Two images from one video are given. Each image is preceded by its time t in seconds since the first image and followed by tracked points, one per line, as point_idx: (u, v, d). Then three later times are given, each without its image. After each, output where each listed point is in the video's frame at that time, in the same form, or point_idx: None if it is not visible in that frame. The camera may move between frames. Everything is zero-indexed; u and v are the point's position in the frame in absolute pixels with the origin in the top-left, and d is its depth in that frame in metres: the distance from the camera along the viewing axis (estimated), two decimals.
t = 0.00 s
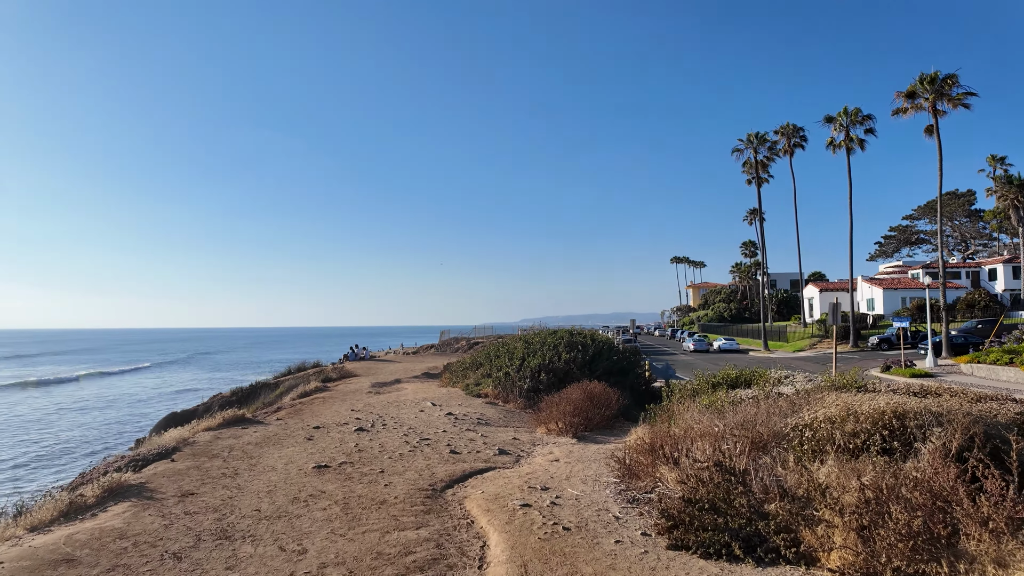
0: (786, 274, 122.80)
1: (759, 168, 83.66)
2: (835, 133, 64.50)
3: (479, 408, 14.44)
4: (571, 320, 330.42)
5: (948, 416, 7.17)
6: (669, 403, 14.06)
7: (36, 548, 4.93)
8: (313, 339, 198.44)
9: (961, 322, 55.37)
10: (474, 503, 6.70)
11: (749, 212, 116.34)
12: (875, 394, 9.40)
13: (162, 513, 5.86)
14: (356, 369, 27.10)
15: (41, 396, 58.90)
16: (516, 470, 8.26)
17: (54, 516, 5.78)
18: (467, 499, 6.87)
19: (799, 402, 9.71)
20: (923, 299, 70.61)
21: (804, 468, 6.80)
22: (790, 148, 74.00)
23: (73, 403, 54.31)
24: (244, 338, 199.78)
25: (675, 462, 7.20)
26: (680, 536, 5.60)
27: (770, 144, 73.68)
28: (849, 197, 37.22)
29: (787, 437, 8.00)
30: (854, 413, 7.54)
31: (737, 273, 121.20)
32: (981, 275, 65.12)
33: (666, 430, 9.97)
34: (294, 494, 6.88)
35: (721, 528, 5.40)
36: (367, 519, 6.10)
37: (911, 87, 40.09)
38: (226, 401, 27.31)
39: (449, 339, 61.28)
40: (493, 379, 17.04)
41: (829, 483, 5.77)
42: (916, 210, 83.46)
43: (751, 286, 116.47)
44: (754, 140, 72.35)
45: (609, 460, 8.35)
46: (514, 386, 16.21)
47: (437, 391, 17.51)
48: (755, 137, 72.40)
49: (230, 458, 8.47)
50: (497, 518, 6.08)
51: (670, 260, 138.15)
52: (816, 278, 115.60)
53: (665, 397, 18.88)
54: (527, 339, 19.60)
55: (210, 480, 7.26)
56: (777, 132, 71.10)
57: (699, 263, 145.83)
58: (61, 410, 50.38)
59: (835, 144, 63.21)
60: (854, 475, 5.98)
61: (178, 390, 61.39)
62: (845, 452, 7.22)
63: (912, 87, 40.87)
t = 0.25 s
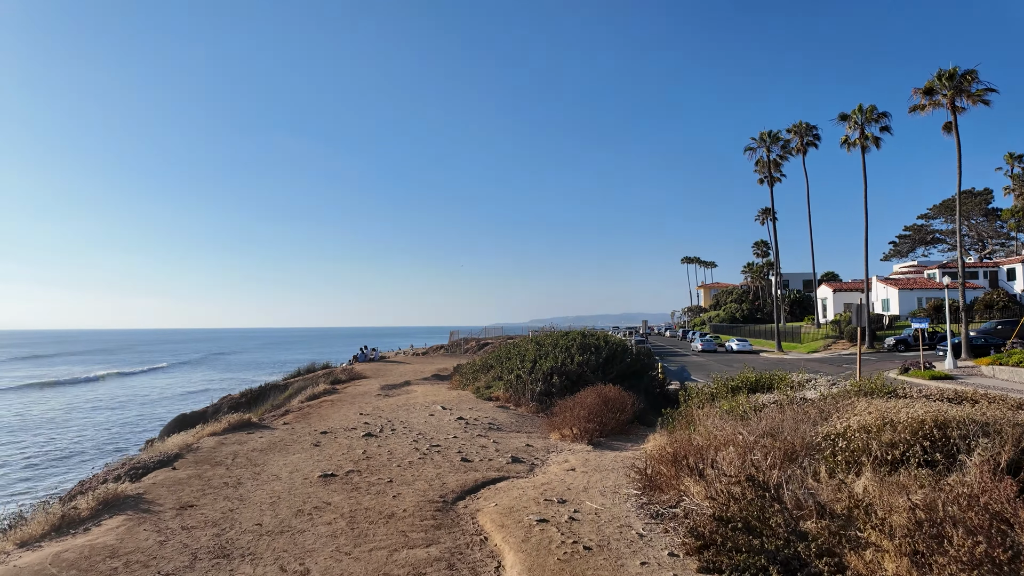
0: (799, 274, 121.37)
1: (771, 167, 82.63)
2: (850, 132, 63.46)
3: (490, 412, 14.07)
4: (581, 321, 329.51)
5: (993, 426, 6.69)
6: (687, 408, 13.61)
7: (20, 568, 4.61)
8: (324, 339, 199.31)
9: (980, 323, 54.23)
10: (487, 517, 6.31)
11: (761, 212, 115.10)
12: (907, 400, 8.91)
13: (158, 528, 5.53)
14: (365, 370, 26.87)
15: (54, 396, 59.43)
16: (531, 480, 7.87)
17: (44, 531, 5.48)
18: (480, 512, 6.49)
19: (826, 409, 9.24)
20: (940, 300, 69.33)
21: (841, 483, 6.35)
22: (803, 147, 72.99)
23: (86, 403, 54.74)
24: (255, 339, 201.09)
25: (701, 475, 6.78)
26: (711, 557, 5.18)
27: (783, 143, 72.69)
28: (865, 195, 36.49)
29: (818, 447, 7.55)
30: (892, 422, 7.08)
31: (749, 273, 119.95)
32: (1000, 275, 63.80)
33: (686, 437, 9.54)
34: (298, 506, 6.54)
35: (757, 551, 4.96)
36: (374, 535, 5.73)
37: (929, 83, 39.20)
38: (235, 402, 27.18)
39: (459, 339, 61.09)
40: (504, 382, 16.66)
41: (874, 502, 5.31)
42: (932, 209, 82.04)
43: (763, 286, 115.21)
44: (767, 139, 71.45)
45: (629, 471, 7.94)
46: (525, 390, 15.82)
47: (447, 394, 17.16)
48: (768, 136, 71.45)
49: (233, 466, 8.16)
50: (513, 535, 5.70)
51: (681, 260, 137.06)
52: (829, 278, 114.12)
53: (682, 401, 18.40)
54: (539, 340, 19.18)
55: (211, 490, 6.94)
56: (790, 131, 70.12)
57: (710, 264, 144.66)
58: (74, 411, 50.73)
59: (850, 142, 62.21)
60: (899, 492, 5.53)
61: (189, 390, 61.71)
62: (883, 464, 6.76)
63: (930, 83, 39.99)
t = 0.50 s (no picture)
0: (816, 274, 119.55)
1: (788, 165, 81.43)
2: (869, 128, 62.19)
3: (505, 412, 13.71)
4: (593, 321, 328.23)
5: None
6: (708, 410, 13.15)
7: None
8: (337, 339, 200.44)
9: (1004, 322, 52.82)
10: (505, 525, 5.94)
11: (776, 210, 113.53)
12: (948, 402, 8.39)
13: (158, 535, 5.24)
14: (378, 370, 26.66)
15: (73, 395, 60.15)
16: (549, 485, 7.49)
17: (40, 537, 5.22)
18: (496, 519, 6.14)
19: (860, 411, 8.75)
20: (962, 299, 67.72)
21: (885, 491, 5.88)
22: (820, 145, 71.77)
23: (103, 403, 55.30)
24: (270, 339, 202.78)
25: (732, 481, 6.37)
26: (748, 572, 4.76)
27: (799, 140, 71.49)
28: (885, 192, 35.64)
29: (855, 451, 7.08)
30: (937, 425, 6.59)
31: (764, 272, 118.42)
32: None
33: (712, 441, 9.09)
34: (306, 512, 6.23)
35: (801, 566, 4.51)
36: (385, 544, 5.39)
37: (952, 77, 38.14)
38: (248, 402, 27.12)
39: (472, 339, 60.84)
40: (519, 382, 16.30)
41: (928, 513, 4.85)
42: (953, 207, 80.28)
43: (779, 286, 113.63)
44: (783, 136, 70.36)
45: (654, 476, 7.54)
46: (541, 390, 15.44)
47: (460, 394, 16.82)
48: (785, 133, 70.33)
49: (240, 468, 7.89)
50: (533, 545, 5.33)
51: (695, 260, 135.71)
52: (847, 278, 112.22)
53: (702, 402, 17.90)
54: (554, 339, 18.77)
55: (217, 494, 6.66)
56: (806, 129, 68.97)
57: (724, 263, 143.18)
58: (91, 410, 51.26)
59: (869, 138, 60.99)
60: (954, 502, 5.06)
61: (204, 390, 62.10)
62: (929, 471, 6.28)
63: (953, 77, 38.97)
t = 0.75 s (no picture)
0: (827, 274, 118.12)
1: (799, 164, 80.43)
2: (883, 125, 61.22)
3: (516, 416, 13.35)
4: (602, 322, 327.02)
5: None
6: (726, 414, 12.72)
7: None
8: (346, 340, 200.95)
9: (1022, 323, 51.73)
10: (519, 540, 5.58)
11: (787, 210, 112.35)
12: (986, 408, 7.92)
13: (150, 551, 4.93)
14: (386, 371, 26.40)
15: (84, 396, 60.54)
16: (565, 495, 7.10)
17: (27, 552, 4.93)
18: (510, 533, 5.77)
19: (891, 417, 8.30)
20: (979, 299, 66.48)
21: (929, 506, 5.44)
22: (832, 143, 70.83)
23: (114, 403, 55.61)
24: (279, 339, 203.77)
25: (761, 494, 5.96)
26: None
27: (811, 138, 70.56)
28: (901, 190, 34.85)
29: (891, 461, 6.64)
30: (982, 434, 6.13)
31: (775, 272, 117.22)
32: None
33: (734, 448, 8.67)
34: (308, 524, 5.89)
35: None
36: (391, 561, 5.03)
37: (969, 72, 37.30)
38: (255, 403, 26.93)
39: (480, 340, 60.55)
40: (530, 384, 15.93)
41: (985, 533, 4.41)
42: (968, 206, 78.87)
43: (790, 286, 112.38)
44: (795, 134, 69.47)
45: (676, 487, 7.16)
46: (552, 393, 15.05)
47: (469, 397, 16.48)
48: (797, 131, 69.44)
49: (242, 476, 7.59)
50: (550, 564, 4.96)
51: (704, 259, 134.65)
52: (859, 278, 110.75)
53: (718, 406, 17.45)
54: (564, 341, 18.38)
55: (216, 504, 6.35)
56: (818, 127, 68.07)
57: (734, 263, 141.94)
58: (101, 410, 51.53)
59: (883, 136, 60.03)
60: (1011, 520, 4.62)
61: (213, 391, 62.26)
62: (975, 483, 5.82)
63: (970, 73, 38.12)
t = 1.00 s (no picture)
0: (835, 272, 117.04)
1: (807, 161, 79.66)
2: (893, 121, 60.40)
3: (524, 414, 12.97)
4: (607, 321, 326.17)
5: None
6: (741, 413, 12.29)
7: None
8: (351, 339, 200.98)
9: None
10: (529, 544, 5.19)
11: (795, 207, 111.36)
12: None
13: (133, 556, 4.58)
14: (390, 369, 26.07)
15: (90, 395, 60.56)
16: (576, 496, 6.71)
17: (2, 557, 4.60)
18: (519, 536, 5.41)
19: (922, 414, 7.83)
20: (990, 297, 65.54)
21: (976, 510, 4.99)
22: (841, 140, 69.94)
23: (119, 402, 55.59)
24: (285, 339, 204.16)
25: (792, 498, 5.55)
26: None
27: (819, 135, 69.72)
28: (912, 187, 34.28)
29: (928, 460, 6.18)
30: None
31: (783, 271, 116.27)
32: None
33: (753, 448, 8.26)
34: (304, 526, 5.54)
35: None
36: (392, 566, 4.66)
37: (983, 66, 36.57)
38: (259, 402, 26.66)
39: (486, 339, 60.18)
40: (537, 381, 15.53)
41: None
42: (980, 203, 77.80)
43: (797, 284, 111.47)
44: (803, 131, 68.71)
45: (695, 488, 6.78)
46: (560, 391, 14.66)
47: (475, 394, 16.11)
48: (805, 127, 68.63)
49: (238, 474, 7.24)
50: (565, 571, 4.58)
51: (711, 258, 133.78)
52: (868, 276, 109.67)
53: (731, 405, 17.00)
54: (572, 337, 17.97)
55: (208, 504, 6.01)
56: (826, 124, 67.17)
57: (740, 262, 141.00)
58: (106, 409, 51.49)
59: (893, 132, 59.22)
60: None
61: (218, 390, 62.17)
62: None
63: (983, 67, 37.41)
